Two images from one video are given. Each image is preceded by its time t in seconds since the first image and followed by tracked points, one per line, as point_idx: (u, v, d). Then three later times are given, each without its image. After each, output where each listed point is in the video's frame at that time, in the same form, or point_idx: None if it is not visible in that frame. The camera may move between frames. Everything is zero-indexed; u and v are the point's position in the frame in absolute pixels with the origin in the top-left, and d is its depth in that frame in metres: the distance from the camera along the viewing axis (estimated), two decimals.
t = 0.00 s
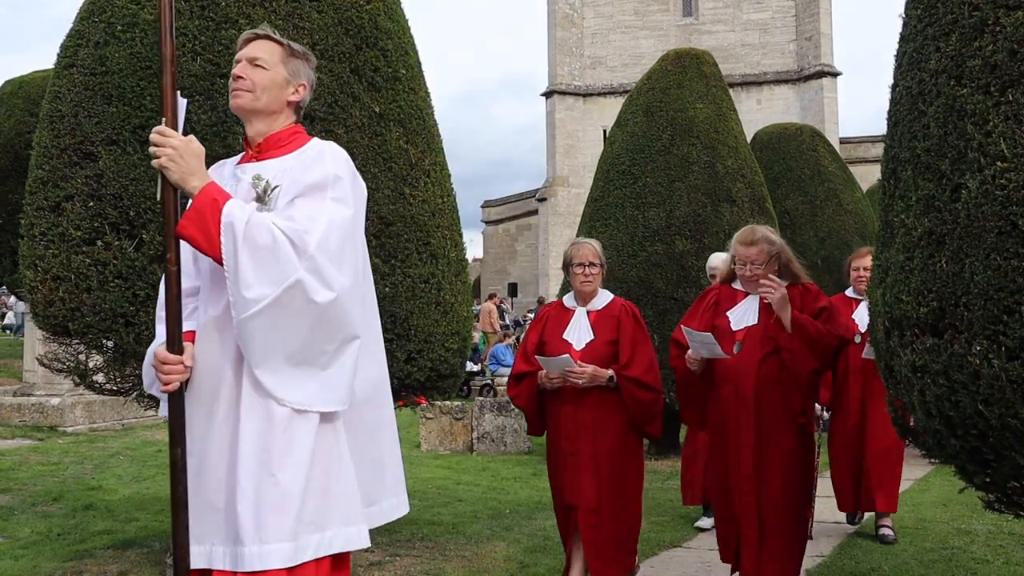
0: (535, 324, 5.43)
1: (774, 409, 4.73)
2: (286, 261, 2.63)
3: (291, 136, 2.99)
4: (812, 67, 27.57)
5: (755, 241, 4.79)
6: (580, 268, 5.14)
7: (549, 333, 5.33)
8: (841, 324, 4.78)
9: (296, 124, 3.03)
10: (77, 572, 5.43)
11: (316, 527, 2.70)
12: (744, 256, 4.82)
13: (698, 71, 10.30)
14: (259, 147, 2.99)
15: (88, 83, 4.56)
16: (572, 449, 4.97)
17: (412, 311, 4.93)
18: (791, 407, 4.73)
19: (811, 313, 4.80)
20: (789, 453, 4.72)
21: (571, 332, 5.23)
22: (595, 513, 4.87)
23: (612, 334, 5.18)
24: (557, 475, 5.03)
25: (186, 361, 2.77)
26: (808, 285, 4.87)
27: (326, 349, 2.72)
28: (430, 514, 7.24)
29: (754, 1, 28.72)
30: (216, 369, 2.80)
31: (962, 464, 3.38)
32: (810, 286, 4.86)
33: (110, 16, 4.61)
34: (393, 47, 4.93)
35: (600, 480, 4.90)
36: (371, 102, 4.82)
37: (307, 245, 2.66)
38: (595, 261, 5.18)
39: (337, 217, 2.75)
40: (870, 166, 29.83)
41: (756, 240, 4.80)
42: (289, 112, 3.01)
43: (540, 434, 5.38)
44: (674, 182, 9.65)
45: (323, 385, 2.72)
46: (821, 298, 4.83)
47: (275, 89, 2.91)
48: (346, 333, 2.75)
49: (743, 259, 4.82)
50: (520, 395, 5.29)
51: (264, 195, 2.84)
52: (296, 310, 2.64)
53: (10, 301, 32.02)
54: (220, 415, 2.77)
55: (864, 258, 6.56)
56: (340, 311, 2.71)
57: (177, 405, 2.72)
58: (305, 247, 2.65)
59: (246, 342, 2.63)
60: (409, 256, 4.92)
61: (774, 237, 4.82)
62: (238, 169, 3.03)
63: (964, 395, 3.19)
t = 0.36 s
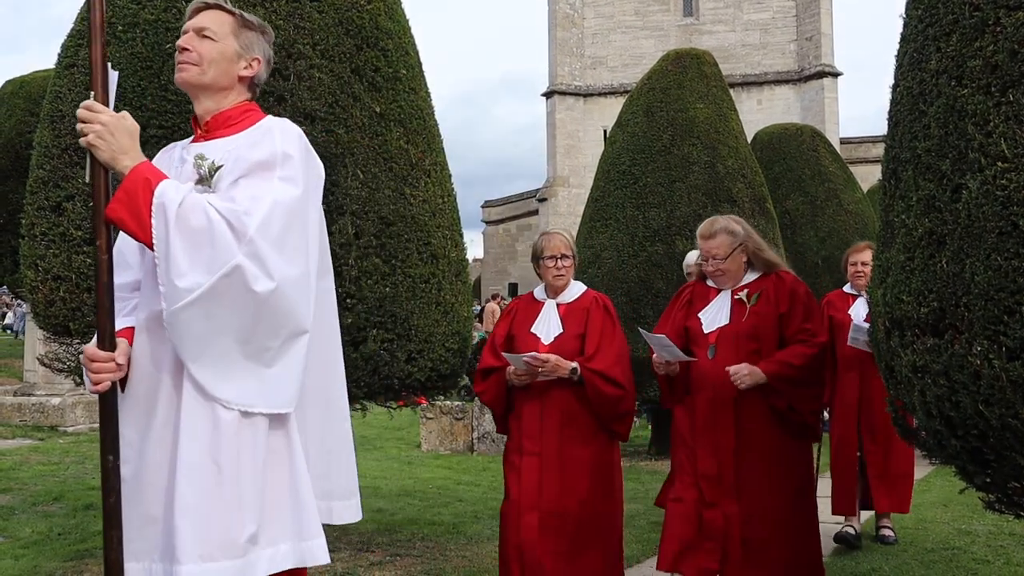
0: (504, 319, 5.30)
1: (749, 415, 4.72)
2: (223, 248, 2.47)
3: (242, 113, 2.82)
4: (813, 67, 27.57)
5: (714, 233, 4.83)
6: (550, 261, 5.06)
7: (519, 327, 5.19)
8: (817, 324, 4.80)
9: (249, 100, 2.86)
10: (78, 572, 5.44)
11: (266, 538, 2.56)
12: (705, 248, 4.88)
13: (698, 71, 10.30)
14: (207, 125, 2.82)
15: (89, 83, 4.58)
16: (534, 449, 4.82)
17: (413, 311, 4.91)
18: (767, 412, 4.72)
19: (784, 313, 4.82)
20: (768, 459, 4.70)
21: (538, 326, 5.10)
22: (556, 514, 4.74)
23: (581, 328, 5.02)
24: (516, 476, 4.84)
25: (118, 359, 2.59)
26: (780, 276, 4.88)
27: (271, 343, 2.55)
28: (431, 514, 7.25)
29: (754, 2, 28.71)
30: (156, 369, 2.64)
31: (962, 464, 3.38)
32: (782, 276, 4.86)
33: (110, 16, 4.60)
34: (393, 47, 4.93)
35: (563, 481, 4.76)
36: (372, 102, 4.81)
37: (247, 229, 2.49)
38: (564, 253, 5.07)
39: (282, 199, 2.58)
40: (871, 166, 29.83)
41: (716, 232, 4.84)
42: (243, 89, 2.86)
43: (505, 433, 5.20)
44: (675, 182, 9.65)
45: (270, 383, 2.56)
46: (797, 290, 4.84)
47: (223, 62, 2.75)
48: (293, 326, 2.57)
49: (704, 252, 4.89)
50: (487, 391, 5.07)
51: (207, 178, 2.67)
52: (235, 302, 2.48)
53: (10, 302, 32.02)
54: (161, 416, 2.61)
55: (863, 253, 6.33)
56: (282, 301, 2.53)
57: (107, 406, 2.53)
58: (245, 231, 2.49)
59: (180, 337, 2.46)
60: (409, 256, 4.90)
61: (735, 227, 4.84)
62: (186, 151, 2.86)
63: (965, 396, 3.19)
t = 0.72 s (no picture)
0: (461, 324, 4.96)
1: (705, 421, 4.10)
2: (160, 233, 2.13)
3: (192, 95, 2.46)
4: (813, 67, 27.58)
5: (657, 224, 4.29)
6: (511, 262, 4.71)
7: (477, 333, 4.87)
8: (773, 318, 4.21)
9: (202, 83, 2.50)
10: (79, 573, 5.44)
11: (221, 552, 2.27)
12: (648, 240, 4.33)
13: (699, 71, 10.30)
14: (156, 107, 2.47)
15: (91, 84, 4.58)
16: (501, 461, 4.59)
17: (414, 312, 4.92)
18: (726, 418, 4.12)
19: (737, 307, 4.19)
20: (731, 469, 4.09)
21: (498, 331, 4.79)
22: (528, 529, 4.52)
23: (544, 332, 4.74)
24: (483, 487, 4.62)
25: (52, 358, 2.24)
26: (729, 266, 4.29)
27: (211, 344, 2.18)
28: (432, 514, 7.25)
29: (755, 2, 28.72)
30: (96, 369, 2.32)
31: (964, 464, 3.38)
32: (734, 267, 4.27)
33: (112, 17, 4.60)
34: (394, 48, 4.94)
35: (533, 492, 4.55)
36: (373, 103, 4.81)
37: (189, 215, 2.15)
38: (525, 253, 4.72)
39: (231, 182, 2.23)
40: (873, 167, 29.84)
41: (659, 223, 4.30)
42: (192, 68, 2.50)
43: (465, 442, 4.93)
44: (676, 183, 9.65)
45: (214, 390, 2.20)
46: (750, 282, 4.25)
47: (171, 37, 2.40)
48: (234, 321, 2.20)
49: (646, 244, 4.33)
50: (446, 401, 4.78)
51: (149, 162, 2.31)
52: (169, 297, 2.12)
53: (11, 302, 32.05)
54: (96, 423, 2.31)
55: (852, 253, 6.28)
56: (224, 295, 2.17)
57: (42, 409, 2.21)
58: (187, 217, 2.14)
59: (105, 335, 2.11)
60: (411, 257, 4.90)
61: (683, 219, 4.31)
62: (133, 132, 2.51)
63: (966, 396, 3.19)
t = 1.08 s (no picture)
0: (420, 313, 4.76)
1: (687, 421, 3.87)
2: (50, 231, 1.89)
3: (97, 84, 2.20)
4: (813, 64, 27.59)
5: (638, 210, 4.03)
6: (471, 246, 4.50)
7: (437, 323, 4.68)
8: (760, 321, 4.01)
9: (112, 71, 2.25)
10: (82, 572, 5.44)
11: None
12: (627, 229, 4.05)
13: (699, 69, 10.30)
14: (54, 95, 2.22)
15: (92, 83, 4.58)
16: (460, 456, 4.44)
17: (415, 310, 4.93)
18: (705, 424, 3.90)
19: (727, 307, 3.97)
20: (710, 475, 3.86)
21: (459, 320, 4.61)
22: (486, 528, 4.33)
23: (506, 322, 4.59)
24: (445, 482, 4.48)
25: None
26: (713, 264, 4.08)
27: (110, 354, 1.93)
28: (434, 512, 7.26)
29: None
30: None
31: (966, 460, 3.39)
32: (721, 266, 4.07)
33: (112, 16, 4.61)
34: (394, 46, 4.95)
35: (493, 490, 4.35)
36: (374, 101, 4.81)
37: (84, 214, 1.91)
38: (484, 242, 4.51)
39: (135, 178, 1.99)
40: (873, 164, 29.85)
41: (640, 209, 4.03)
42: (102, 54, 2.25)
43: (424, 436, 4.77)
44: (675, 180, 9.65)
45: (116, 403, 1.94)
46: (736, 282, 4.06)
47: (80, 14, 2.18)
48: (139, 328, 1.95)
49: (625, 232, 4.05)
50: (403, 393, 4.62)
51: (45, 156, 2.08)
52: (61, 303, 1.87)
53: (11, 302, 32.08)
54: None
55: (844, 244, 6.02)
56: (125, 301, 1.93)
57: None
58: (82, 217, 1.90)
59: None
60: (411, 255, 4.91)
61: (663, 207, 4.05)
62: (26, 124, 2.24)
63: (968, 392, 3.19)
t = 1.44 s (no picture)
0: (383, 315, 4.36)
1: (664, 431, 3.32)
2: None
3: None
4: (812, 61, 27.60)
5: (620, 194, 3.53)
6: (432, 243, 4.11)
7: (401, 325, 4.28)
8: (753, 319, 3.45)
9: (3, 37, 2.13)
10: (82, 570, 5.45)
11: None
12: (609, 213, 3.53)
13: (698, 65, 10.29)
14: None
15: (91, 81, 4.59)
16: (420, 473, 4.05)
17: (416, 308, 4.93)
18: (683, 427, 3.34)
19: (712, 301, 3.42)
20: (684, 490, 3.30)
21: (422, 324, 4.21)
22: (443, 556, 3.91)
23: (472, 328, 4.16)
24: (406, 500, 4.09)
25: None
26: (700, 256, 3.55)
27: None
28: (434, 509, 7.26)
29: None
30: None
31: (966, 457, 3.39)
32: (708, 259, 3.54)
33: (111, 15, 4.62)
34: (393, 44, 4.94)
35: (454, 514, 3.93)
36: (373, 99, 4.80)
37: None
38: (451, 235, 4.11)
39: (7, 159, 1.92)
40: (873, 161, 29.86)
41: (623, 193, 3.53)
42: None
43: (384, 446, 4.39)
44: (675, 177, 9.65)
45: None
46: (726, 275, 3.50)
47: None
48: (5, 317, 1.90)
49: (605, 217, 3.54)
50: (362, 402, 4.21)
51: None
52: None
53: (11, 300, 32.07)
54: None
55: (839, 241, 5.79)
56: None
57: None
58: None
59: None
60: (411, 253, 4.90)
61: (650, 193, 3.54)
62: None
63: (968, 389, 3.19)
